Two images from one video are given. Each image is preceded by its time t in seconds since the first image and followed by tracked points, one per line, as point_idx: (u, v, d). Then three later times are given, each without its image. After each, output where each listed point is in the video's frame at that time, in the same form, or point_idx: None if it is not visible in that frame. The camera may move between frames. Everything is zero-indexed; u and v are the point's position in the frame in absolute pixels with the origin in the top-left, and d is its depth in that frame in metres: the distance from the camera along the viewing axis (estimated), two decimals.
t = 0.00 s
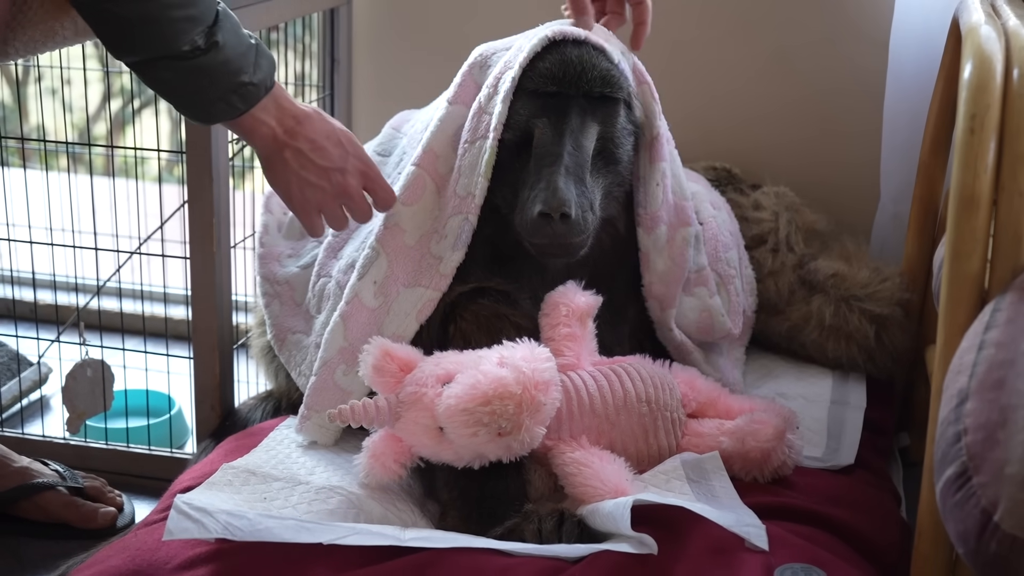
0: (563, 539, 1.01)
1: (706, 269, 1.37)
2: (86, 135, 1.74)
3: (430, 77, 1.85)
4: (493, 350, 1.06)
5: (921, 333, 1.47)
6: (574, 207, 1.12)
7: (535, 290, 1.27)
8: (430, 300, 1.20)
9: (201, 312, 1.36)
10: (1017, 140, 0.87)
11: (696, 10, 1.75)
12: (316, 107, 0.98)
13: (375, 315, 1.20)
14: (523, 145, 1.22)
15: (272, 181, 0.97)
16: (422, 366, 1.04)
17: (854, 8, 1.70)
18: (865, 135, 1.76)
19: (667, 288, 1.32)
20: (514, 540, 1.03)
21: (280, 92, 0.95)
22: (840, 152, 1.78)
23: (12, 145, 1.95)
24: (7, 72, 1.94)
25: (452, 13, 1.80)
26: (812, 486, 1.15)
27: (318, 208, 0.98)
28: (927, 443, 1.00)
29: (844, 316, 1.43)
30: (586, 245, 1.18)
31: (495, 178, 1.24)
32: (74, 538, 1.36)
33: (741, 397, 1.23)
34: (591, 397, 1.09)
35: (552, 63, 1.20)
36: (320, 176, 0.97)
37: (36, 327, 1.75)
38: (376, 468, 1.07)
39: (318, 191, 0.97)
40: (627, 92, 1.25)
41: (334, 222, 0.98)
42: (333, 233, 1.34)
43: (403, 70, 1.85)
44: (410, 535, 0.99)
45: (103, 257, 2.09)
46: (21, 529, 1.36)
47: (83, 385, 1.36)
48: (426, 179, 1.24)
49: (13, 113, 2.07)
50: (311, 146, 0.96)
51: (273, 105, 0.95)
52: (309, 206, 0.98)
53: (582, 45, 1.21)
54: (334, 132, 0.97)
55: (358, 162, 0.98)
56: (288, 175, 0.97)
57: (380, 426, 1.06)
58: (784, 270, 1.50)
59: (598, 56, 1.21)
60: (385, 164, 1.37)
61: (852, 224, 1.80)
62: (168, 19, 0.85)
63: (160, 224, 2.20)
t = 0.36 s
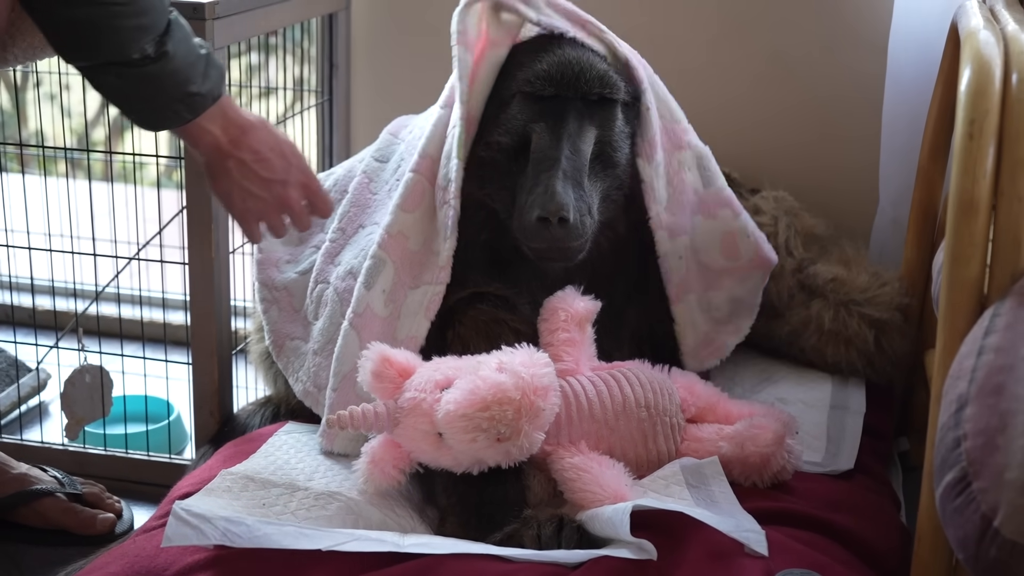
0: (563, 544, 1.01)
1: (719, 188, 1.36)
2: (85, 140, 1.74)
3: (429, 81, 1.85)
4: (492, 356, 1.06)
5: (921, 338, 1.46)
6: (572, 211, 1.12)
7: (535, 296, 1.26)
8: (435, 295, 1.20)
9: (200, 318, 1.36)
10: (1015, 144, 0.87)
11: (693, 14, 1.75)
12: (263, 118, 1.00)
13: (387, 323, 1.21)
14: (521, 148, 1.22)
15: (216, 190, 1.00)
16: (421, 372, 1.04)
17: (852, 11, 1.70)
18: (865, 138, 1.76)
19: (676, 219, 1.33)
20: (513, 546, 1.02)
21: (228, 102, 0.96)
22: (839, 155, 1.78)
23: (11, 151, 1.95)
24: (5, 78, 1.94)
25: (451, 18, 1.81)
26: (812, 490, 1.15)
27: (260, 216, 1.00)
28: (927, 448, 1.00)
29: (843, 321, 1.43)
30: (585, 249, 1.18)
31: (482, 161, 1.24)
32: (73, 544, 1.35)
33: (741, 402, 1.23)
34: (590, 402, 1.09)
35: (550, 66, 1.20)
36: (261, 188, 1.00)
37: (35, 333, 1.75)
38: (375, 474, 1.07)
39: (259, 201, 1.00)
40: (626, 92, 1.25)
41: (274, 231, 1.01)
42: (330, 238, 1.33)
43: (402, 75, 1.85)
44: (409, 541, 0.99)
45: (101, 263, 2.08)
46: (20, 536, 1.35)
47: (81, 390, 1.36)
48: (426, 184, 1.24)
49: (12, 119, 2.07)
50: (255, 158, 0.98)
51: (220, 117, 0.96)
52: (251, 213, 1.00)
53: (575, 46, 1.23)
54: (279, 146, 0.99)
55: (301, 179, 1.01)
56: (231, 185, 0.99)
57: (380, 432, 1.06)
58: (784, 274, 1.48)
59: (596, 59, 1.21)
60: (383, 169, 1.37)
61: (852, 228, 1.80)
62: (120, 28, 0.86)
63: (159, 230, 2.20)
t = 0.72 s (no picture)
0: (561, 542, 1.01)
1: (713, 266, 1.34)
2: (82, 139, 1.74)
3: (428, 79, 1.85)
4: (490, 354, 1.06)
5: (919, 336, 1.46)
6: (573, 210, 1.12)
7: (533, 293, 1.27)
8: (440, 298, 1.20)
9: (197, 316, 1.36)
10: (1014, 142, 0.87)
11: (692, 13, 1.75)
12: (162, 135, 0.90)
13: (388, 323, 1.20)
14: (522, 147, 1.22)
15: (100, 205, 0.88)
16: (419, 370, 1.04)
17: (852, 10, 1.70)
18: (863, 136, 1.76)
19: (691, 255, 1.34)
20: (511, 544, 1.02)
21: (124, 113, 0.86)
22: (837, 153, 1.78)
23: (9, 150, 1.95)
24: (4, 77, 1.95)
25: (449, 17, 1.81)
26: (810, 488, 1.15)
27: (145, 236, 0.89)
28: (925, 446, 1.00)
29: (841, 319, 1.43)
30: (585, 248, 1.18)
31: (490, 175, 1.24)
32: (71, 543, 1.35)
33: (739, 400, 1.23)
34: (589, 400, 1.09)
35: (552, 65, 1.20)
36: (149, 205, 0.88)
37: (34, 331, 1.75)
38: (373, 472, 1.07)
39: (146, 221, 0.88)
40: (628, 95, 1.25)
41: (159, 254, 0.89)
42: (330, 235, 1.33)
43: (401, 73, 1.85)
44: (407, 539, 0.99)
45: (100, 262, 2.08)
46: (18, 534, 1.35)
47: (79, 388, 1.36)
48: (425, 183, 1.24)
49: (11, 118, 2.08)
50: (147, 173, 0.87)
51: (112, 127, 0.86)
52: (135, 232, 0.88)
53: (583, 45, 1.22)
54: (174, 163, 0.88)
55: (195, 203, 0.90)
56: (116, 199, 0.87)
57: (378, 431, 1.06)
58: (781, 273, 1.49)
59: (598, 58, 1.21)
60: (382, 167, 1.37)
61: (850, 226, 1.81)
62: (20, 23, 0.79)
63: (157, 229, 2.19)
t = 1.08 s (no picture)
0: (558, 537, 1.01)
1: (733, 239, 1.33)
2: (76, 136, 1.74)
3: (423, 76, 1.84)
4: (486, 350, 1.06)
5: (915, 332, 1.46)
6: (568, 207, 1.12)
7: (529, 290, 1.27)
8: (436, 295, 1.20)
9: (193, 313, 1.36)
10: (1009, 137, 0.87)
11: (689, 9, 1.75)
12: (114, 128, 0.95)
13: (384, 319, 1.20)
14: (518, 144, 1.22)
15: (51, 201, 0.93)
16: (415, 366, 1.05)
17: (848, 6, 1.70)
18: (859, 132, 1.76)
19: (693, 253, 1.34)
20: (508, 539, 1.03)
21: (74, 104, 0.91)
22: (833, 149, 1.78)
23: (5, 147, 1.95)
24: None
25: (444, 14, 1.80)
26: (806, 483, 1.15)
27: (95, 229, 0.93)
28: (920, 440, 1.00)
29: (837, 314, 1.43)
30: (580, 245, 1.18)
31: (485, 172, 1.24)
32: (68, 540, 1.35)
33: (735, 395, 1.23)
34: (585, 396, 1.09)
35: (548, 62, 1.20)
36: (100, 198, 0.93)
37: (31, 329, 1.75)
38: (369, 468, 1.07)
39: (97, 214, 0.93)
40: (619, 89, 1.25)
41: (111, 246, 0.94)
42: (326, 231, 1.33)
43: (396, 69, 1.85)
44: (403, 535, 0.99)
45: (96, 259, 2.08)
46: (15, 531, 1.35)
47: (75, 386, 1.35)
48: (422, 179, 1.24)
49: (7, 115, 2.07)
50: (97, 166, 0.92)
51: (62, 118, 0.91)
52: (86, 225, 0.93)
53: (578, 42, 1.22)
54: (126, 156, 0.93)
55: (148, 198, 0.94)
56: (67, 191, 0.92)
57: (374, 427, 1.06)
58: (778, 268, 1.49)
59: (594, 55, 1.21)
60: (378, 163, 1.37)
61: (846, 222, 1.80)
62: None
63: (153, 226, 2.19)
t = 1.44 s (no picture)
0: (555, 533, 1.01)
1: (725, 268, 1.31)
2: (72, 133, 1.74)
3: (421, 72, 1.84)
4: (483, 346, 1.05)
5: (913, 327, 1.46)
6: (566, 203, 1.12)
7: (527, 286, 1.27)
8: (434, 291, 1.20)
9: (190, 310, 1.35)
10: (1006, 132, 0.87)
11: (686, 4, 1.75)
12: (62, 60, 0.91)
13: (382, 315, 1.20)
14: (515, 140, 1.22)
15: None
16: (413, 362, 1.04)
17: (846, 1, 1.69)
18: (857, 128, 1.76)
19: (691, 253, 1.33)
20: (506, 535, 1.03)
21: (16, 32, 0.87)
22: (831, 145, 1.78)
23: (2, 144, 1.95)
24: None
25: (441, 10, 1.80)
26: (804, 479, 1.15)
27: (41, 170, 0.88)
28: (918, 435, 1.00)
29: (835, 310, 1.43)
30: (578, 242, 1.18)
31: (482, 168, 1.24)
32: (67, 537, 1.35)
33: (733, 391, 1.23)
34: (583, 391, 1.09)
35: (546, 58, 1.19)
36: (46, 135, 0.88)
37: (28, 326, 1.75)
38: (367, 465, 1.07)
39: (43, 153, 0.88)
40: (619, 89, 1.25)
41: (57, 190, 0.88)
42: (324, 228, 1.33)
43: (394, 65, 1.85)
44: (401, 531, 0.99)
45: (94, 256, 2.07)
46: (12, 528, 1.35)
47: (72, 383, 1.35)
48: (419, 175, 1.23)
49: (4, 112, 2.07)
50: (43, 100, 0.88)
51: (3, 45, 0.86)
52: (31, 165, 0.88)
53: (577, 40, 1.21)
54: (76, 92, 0.89)
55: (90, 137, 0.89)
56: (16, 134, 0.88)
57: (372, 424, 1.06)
58: (775, 264, 1.49)
59: (592, 51, 1.20)
60: (376, 159, 1.37)
61: (844, 217, 1.80)
62: None
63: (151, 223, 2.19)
